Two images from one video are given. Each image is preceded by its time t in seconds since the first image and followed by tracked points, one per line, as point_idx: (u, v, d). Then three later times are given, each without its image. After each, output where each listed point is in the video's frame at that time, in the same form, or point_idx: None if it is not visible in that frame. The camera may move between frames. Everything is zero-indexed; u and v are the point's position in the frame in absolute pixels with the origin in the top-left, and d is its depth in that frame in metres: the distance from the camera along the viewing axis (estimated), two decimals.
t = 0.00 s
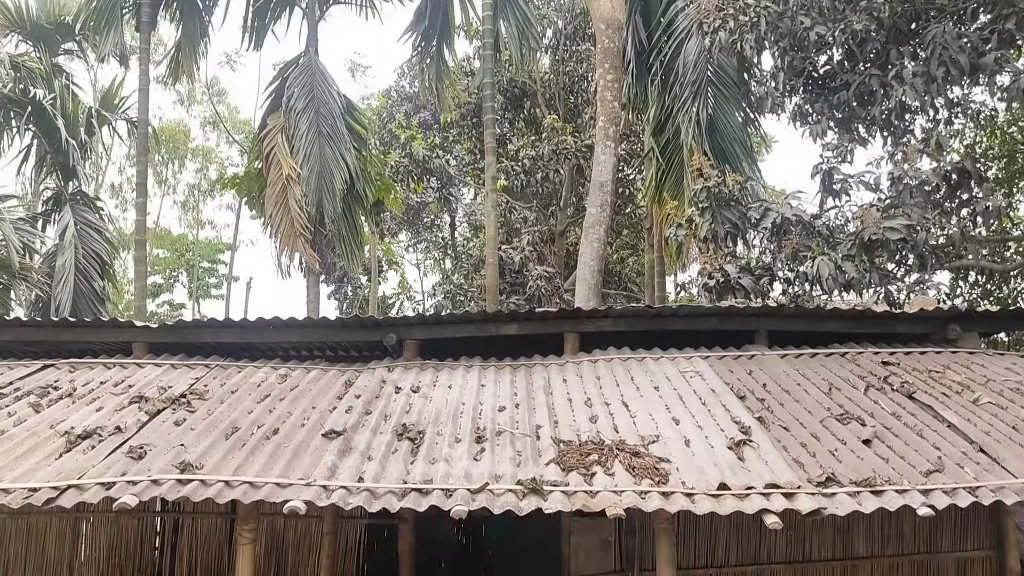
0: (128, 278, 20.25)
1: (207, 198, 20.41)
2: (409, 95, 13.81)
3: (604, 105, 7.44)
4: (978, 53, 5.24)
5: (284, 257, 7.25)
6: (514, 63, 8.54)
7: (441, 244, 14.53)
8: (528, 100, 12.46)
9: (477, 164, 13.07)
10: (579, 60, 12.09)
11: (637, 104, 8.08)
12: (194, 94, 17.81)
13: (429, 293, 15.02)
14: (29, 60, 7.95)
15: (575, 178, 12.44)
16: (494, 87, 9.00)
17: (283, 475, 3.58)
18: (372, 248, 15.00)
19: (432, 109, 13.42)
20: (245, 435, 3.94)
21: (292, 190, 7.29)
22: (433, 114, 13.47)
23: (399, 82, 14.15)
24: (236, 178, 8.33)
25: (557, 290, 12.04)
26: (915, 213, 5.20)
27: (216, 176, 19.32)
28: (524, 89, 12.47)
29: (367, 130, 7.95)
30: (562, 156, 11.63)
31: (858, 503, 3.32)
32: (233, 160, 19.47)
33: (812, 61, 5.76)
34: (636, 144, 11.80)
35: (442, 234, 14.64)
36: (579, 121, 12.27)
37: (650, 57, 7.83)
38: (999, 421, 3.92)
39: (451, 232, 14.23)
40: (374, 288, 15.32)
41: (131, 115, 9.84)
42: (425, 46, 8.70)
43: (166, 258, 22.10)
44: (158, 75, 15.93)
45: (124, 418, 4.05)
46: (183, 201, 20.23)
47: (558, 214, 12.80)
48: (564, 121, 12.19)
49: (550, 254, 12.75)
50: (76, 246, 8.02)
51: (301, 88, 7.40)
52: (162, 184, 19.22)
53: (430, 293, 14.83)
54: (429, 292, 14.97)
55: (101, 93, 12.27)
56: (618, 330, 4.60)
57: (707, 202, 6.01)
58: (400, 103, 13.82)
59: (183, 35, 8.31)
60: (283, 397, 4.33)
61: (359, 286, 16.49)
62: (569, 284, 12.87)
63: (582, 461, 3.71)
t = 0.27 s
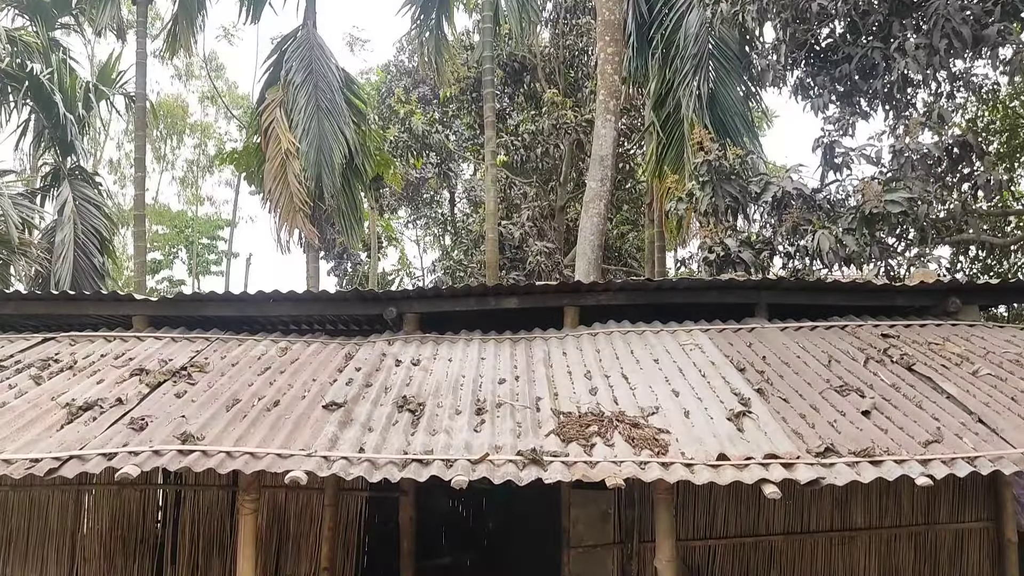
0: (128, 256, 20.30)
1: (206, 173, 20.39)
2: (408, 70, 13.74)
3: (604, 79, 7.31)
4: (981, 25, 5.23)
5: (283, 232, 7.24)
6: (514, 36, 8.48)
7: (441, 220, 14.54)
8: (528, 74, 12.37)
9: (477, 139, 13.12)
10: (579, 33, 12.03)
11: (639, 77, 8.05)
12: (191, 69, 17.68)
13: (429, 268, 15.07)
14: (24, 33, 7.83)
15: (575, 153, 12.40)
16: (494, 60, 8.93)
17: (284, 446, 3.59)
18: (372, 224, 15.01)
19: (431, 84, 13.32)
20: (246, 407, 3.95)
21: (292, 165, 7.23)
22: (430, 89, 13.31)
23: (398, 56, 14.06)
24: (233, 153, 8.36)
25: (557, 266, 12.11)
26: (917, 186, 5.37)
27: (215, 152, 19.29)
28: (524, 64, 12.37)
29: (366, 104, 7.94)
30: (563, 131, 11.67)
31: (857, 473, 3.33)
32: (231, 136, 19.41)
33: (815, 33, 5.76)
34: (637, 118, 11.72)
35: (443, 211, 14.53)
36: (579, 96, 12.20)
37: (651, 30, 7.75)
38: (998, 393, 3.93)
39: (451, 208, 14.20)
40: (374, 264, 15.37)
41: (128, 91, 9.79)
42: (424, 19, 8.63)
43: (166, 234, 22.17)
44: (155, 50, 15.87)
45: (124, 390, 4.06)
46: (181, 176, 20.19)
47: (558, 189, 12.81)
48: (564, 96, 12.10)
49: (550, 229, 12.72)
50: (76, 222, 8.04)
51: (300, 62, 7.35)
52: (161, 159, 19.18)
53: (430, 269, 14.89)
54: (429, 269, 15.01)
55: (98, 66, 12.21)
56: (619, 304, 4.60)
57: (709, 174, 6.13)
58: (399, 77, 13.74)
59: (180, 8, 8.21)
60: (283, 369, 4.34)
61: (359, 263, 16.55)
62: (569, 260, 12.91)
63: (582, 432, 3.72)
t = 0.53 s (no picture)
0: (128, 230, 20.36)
1: (206, 145, 20.37)
2: (409, 41, 13.67)
3: (607, 49, 7.21)
4: None
5: (284, 204, 7.23)
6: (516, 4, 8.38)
7: (441, 193, 14.59)
8: (530, 45, 12.25)
9: (477, 111, 12.91)
10: (582, 3, 11.98)
11: (640, 46, 7.77)
12: (191, 41, 17.55)
13: (429, 241, 15.13)
14: (23, 2, 7.75)
15: (577, 124, 12.35)
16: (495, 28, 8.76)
17: (286, 412, 3.60)
18: (373, 196, 15.02)
19: (431, 56, 13.25)
20: (248, 374, 3.96)
21: (292, 135, 7.23)
22: (431, 61, 13.25)
23: (398, 26, 14.00)
24: (233, 124, 8.40)
25: (558, 239, 12.20)
26: (920, 155, 5.91)
27: (214, 123, 19.22)
28: (525, 34, 12.27)
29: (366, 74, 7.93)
30: (564, 102, 11.57)
31: (857, 440, 3.34)
32: (231, 107, 19.33)
33: (818, 1, 6.21)
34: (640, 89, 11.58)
35: (442, 182, 14.60)
36: (581, 67, 12.07)
37: None
38: (999, 361, 3.93)
39: (451, 180, 14.24)
40: (375, 236, 15.41)
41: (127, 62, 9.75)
42: None
43: (166, 207, 22.23)
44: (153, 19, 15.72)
45: (126, 357, 4.07)
46: (182, 148, 20.15)
47: (560, 160, 12.69)
48: (565, 67, 11.96)
49: (551, 202, 12.70)
50: (76, 193, 7.96)
51: (298, 31, 7.25)
52: (161, 132, 19.14)
53: (430, 242, 14.95)
54: (430, 242, 15.08)
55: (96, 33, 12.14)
56: (620, 273, 4.60)
57: (712, 145, 6.36)
58: (399, 48, 13.72)
59: None
60: (285, 338, 4.34)
61: (360, 235, 16.61)
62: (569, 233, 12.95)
63: (583, 399, 3.73)
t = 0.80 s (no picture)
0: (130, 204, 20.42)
1: (207, 116, 20.34)
2: (410, 10, 13.57)
3: (610, 16, 7.14)
4: None
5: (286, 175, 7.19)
6: None
7: (443, 164, 14.62)
8: (531, 14, 11.96)
9: (479, 81, 12.96)
10: None
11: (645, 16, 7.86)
12: (189, 11, 17.35)
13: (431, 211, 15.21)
14: None
15: (580, 94, 12.23)
16: None
17: (289, 379, 3.60)
18: (374, 169, 15.04)
19: (432, 25, 13.21)
20: (251, 342, 3.95)
21: (292, 105, 7.17)
22: (432, 30, 13.23)
23: None
24: (234, 94, 8.33)
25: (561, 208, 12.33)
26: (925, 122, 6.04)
27: (217, 94, 19.21)
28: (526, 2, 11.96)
29: (368, 43, 7.92)
30: (567, 71, 11.52)
31: (859, 405, 3.35)
32: (231, 77, 19.18)
33: None
34: (644, 56, 11.30)
35: (444, 153, 14.64)
36: (584, 35, 11.73)
37: None
38: (1003, 328, 3.92)
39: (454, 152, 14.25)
40: (377, 208, 15.47)
41: (127, 31, 9.70)
42: None
43: (168, 178, 22.27)
44: None
45: (129, 325, 4.06)
46: (183, 119, 20.06)
47: (561, 131, 12.56)
48: (568, 36, 11.63)
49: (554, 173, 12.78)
50: (76, 163, 7.98)
51: None
52: (161, 103, 18.99)
53: (432, 212, 15.02)
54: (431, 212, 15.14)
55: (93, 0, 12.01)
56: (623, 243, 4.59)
57: (715, 114, 6.75)
58: (400, 18, 13.65)
59: None
60: (287, 306, 4.33)
61: (362, 207, 16.68)
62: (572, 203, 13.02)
63: (586, 366, 3.73)
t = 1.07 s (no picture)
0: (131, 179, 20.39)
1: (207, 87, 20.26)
2: None
3: None
4: None
5: (288, 145, 7.08)
6: None
7: (446, 135, 14.59)
8: None
9: (482, 50, 12.88)
10: None
11: None
12: None
13: (434, 182, 15.22)
14: None
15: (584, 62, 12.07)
16: None
17: (293, 345, 3.60)
18: (376, 140, 15.01)
19: None
20: (254, 309, 3.95)
21: (293, 73, 7.02)
22: None
23: None
24: (236, 63, 8.27)
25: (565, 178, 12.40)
26: (933, 88, 6.56)
27: (215, 63, 18.83)
28: None
29: (369, 11, 7.92)
30: (570, 40, 11.39)
31: (863, 371, 3.34)
32: (231, 45, 18.96)
33: None
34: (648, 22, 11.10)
35: (446, 124, 14.40)
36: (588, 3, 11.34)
37: None
38: (1008, 295, 3.91)
39: (456, 123, 14.22)
40: (379, 180, 15.47)
41: None
42: None
43: (170, 149, 22.25)
44: None
45: (133, 293, 4.06)
46: (184, 90, 19.86)
47: (566, 100, 12.52)
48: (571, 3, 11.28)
49: (557, 142, 12.77)
50: (77, 133, 7.99)
51: None
52: (161, 73, 18.76)
53: (434, 183, 15.03)
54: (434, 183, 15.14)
55: None
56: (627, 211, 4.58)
57: (721, 82, 7.11)
58: None
59: None
60: (290, 274, 4.32)
61: (364, 178, 16.68)
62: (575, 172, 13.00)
63: (590, 333, 3.73)
